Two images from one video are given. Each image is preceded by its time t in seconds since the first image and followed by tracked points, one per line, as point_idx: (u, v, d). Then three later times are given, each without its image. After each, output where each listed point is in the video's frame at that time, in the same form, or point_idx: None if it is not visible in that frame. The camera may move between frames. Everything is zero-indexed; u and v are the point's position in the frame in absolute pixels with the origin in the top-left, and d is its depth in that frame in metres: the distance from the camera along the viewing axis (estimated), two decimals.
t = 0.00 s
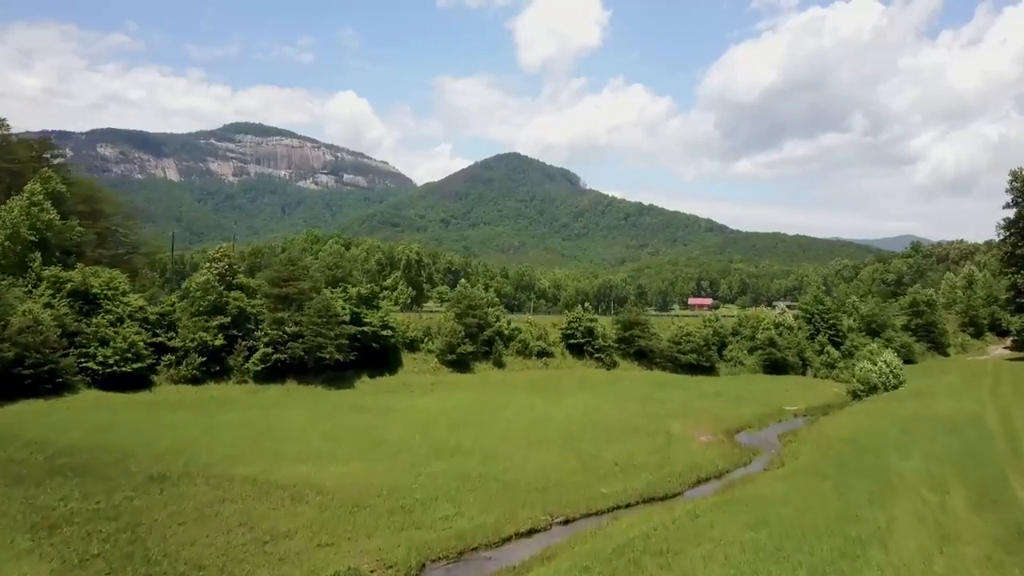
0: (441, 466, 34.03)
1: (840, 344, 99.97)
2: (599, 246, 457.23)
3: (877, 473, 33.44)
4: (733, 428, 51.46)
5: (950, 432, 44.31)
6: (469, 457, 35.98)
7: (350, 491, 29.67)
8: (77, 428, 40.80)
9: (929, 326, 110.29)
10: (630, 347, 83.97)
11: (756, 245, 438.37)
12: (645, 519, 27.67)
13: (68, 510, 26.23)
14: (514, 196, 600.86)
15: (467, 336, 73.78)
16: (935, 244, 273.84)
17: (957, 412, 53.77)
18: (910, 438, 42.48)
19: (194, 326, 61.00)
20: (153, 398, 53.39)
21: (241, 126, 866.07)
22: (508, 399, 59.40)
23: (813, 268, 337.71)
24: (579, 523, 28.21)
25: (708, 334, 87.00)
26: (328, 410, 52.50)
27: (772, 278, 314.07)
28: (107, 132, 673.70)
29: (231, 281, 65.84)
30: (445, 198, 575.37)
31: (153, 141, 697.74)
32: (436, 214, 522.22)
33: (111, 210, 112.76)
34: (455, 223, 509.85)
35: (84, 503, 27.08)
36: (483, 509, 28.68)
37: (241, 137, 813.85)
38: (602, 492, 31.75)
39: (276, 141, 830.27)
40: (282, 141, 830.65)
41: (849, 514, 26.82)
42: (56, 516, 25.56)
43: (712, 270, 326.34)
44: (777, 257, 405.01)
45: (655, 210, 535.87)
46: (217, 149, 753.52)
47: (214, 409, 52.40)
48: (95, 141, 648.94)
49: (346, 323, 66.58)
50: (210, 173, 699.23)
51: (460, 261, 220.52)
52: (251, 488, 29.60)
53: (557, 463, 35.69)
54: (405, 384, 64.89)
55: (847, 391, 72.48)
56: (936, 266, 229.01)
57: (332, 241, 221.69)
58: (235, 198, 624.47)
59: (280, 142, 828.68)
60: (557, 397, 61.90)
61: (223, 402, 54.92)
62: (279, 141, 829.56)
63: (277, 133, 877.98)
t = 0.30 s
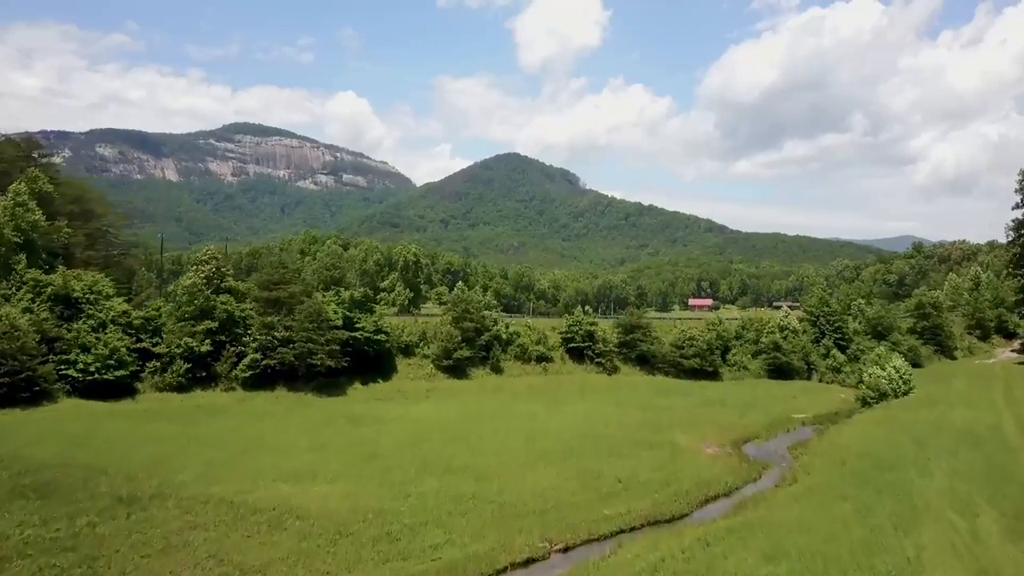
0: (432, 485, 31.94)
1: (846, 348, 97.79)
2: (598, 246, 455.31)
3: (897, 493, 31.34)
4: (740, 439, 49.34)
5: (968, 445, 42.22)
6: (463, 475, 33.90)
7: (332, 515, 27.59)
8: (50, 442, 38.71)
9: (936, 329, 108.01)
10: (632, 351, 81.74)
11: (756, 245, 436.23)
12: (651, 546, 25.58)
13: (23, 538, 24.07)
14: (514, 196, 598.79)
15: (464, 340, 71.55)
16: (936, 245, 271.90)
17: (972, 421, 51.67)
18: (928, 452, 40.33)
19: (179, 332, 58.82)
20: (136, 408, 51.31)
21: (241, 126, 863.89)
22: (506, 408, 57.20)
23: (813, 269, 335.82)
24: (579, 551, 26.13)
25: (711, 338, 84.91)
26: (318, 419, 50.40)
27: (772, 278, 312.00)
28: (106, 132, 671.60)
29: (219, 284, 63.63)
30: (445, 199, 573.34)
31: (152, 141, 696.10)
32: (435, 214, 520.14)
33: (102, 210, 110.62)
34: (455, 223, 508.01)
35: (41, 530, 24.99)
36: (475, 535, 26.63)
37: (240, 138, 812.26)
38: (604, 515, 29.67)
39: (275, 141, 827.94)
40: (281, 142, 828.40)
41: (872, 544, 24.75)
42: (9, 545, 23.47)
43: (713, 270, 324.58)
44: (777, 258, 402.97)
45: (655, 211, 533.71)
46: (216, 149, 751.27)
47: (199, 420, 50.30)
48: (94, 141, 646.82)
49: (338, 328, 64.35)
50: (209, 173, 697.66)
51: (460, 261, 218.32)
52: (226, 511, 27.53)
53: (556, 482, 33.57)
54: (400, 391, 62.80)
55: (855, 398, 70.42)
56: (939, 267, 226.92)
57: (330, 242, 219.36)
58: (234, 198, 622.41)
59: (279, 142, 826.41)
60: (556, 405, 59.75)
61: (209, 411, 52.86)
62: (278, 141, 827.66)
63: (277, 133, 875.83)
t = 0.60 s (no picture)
0: (422, 511, 29.58)
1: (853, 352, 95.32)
2: (598, 247, 452.70)
3: (924, 519, 29.01)
4: (749, 453, 47.00)
5: (992, 462, 39.88)
6: (455, 499, 31.47)
7: (311, 549, 25.21)
8: (15, 461, 36.28)
9: (944, 332, 105.42)
10: (634, 356, 79.24)
11: (756, 246, 433.41)
12: None
13: None
14: (513, 196, 596.38)
15: (460, 346, 69.04)
16: (938, 245, 269.03)
17: (992, 435, 49.19)
18: (952, 471, 37.97)
19: (162, 338, 56.23)
20: (114, 419, 48.74)
21: (240, 126, 860.73)
22: (503, 419, 54.83)
23: (814, 269, 333.15)
24: None
25: (715, 343, 82.42)
26: (306, 433, 48.02)
27: (773, 279, 309.64)
28: (104, 132, 668.38)
29: (205, 288, 61.04)
30: (444, 199, 570.88)
31: (151, 141, 693.64)
32: (435, 215, 517.75)
33: (92, 211, 108.01)
34: (454, 224, 505.37)
35: None
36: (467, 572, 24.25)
37: (239, 138, 809.52)
38: (608, 546, 27.28)
39: (273, 141, 825.10)
40: (280, 142, 825.42)
41: None
42: None
43: (713, 271, 322.31)
44: (777, 258, 400.21)
45: (655, 211, 530.99)
46: (215, 149, 748.19)
47: (180, 432, 47.78)
48: (92, 141, 643.60)
49: (329, 334, 61.76)
50: (207, 173, 694.92)
51: (459, 262, 215.74)
52: (193, 545, 25.13)
53: (556, 506, 31.07)
54: (393, 400, 60.36)
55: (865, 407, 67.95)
56: (942, 268, 224.17)
57: (327, 243, 216.40)
58: (233, 199, 619.72)
59: (278, 142, 823.44)
60: (556, 415, 57.35)
61: (191, 423, 50.39)
62: (277, 141, 825.24)
63: (275, 133, 872.98)
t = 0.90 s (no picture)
0: (410, 537, 27.48)
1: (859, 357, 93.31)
2: (598, 247, 450.48)
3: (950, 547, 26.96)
4: (758, 465, 44.88)
5: (1015, 479, 37.80)
6: (447, 522, 29.40)
7: None
8: None
9: (951, 335, 103.28)
10: (636, 361, 77.02)
11: (756, 246, 431.03)
12: None
13: None
14: (513, 196, 594.04)
15: (456, 352, 66.85)
16: (940, 246, 266.53)
17: (1010, 447, 47.05)
18: (975, 489, 35.88)
19: (146, 345, 54.01)
20: (93, 430, 46.57)
21: (239, 126, 858.49)
22: (500, 428, 52.68)
23: (815, 270, 330.80)
24: None
25: (719, 347, 80.24)
26: (294, 444, 45.90)
27: (774, 279, 307.43)
28: (104, 132, 666.29)
29: (191, 293, 58.95)
30: (443, 199, 568.65)
31: (150, 141, 691.91)
32: (434, 215, 515.53)
33: (82, 212, 105.73)
34: (453, 224, 503.30)
35: None
36: None
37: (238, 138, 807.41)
38: None
39: (273, 141, 822.91)
40: (279, 141, 823.01)
41: None
42: None
43: (713, 271, 320.33)
44: (778, 258, 397.85)
45: (654, 211, 528.65)
46: (214, 149, 745.84)
47: (163, 443, 45.72)
48: (91, 141, 641.21)
49: (320, 339, 59.62)
50: (206, 173, 692.79)
51: (458, 262, 213.65)
52: None
53: (555, 530, 28.98)
54: (386, 408, 58.21)
55: (875, 415, 65.87)
56: (944, 269, 221.79)
57: (325, 243, 213.84)
58: (232, 199, 617.87)
59: (277, 142, 821.26)
60: (555, 424, 55.20)
61: (175, 433, 48.25)
62: (277, 141, 823.09)
63: (275, 132, 870.67)
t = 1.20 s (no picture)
0: None
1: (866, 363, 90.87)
2: (598, 248, 448.14)
3: None
4: (769, 482, 42.48)
5: None
6: (435, 556, 27.10)
7: None
8: None
9: (960, 340, 100.86)
10: (638, 368, 74.56)
11: (757, 247, 428.40)
12: None
13: None
14: (512, 197, 591.51)
15: (451, 359, 64.35)
16: (943, 247, 263.67)
17: None
18: (1004, 517, 33.46)
19: (125, 354, 51.42)
20: (66, 445, 44.03)
21: (238, 127, 856.32)
22: (497, 442, 50.24)
23: (815, 271, 328.12)
24: None
25: (723, 353, 77.81)
26: (278, 460, 43.47)
27: (775, 280, 305.13)
28: (102, 133, 664.17)
29: (174, 298, 56.48)
30: (442, 199, 566.39)
31: (150, 142, 690.06)
32: (433, 216, 513.06)
33: (71, 213, 103.26)
34: (453, 225, 501.13)
35: None
36: None
37: (238, 138, 805.35)
38: None
39: (272, 141, 820.60)
40: (278, 142, 820.62)
41: None
42: None
43: (713, 272, 318.07)
44: (778, 259, 395.24)
45: (654, 212, 526.10)
46: (213, 149, 743.49)
47: (139, 460, 43.21)
48: (89, 141, 638.86)
49: (309, 347, 57.10)
50: (205, 174, 690.61)
51: (457, 263, 211.27)
52: None
53: (553, 566, 26.75)
54: (378, 419, 55.78)
55: (885, 425, 63.47)
56: (947, 270, 219.23)
57: (322, 244, 211.60)
58: (231, 200, 615.75)
59: (276, 142, 818.93)
60: (554, 436, 52.74)
61: (154, 447, 45.79)
62: (276, 142, 820.98)
63: (274, 133, 868.33)
